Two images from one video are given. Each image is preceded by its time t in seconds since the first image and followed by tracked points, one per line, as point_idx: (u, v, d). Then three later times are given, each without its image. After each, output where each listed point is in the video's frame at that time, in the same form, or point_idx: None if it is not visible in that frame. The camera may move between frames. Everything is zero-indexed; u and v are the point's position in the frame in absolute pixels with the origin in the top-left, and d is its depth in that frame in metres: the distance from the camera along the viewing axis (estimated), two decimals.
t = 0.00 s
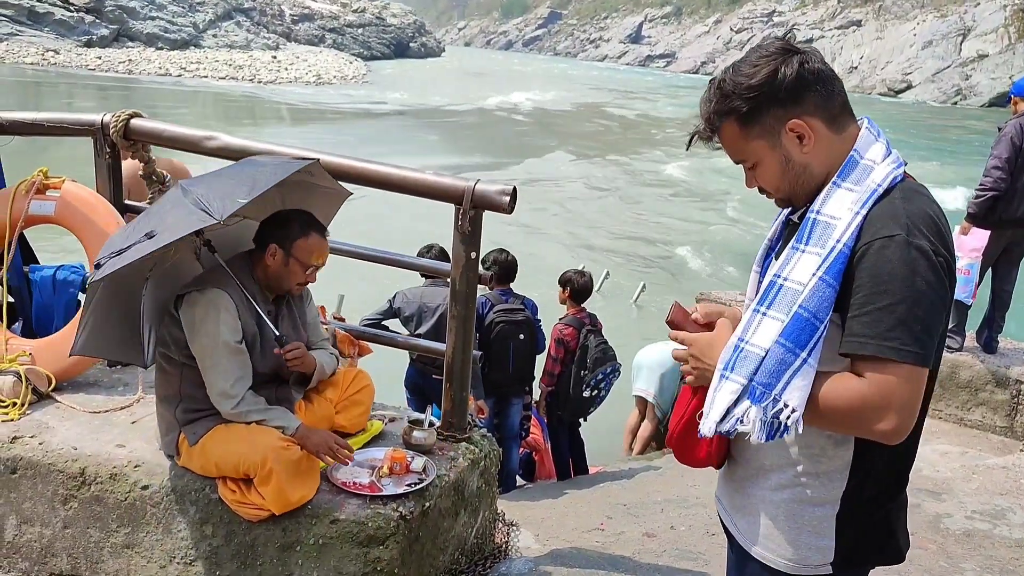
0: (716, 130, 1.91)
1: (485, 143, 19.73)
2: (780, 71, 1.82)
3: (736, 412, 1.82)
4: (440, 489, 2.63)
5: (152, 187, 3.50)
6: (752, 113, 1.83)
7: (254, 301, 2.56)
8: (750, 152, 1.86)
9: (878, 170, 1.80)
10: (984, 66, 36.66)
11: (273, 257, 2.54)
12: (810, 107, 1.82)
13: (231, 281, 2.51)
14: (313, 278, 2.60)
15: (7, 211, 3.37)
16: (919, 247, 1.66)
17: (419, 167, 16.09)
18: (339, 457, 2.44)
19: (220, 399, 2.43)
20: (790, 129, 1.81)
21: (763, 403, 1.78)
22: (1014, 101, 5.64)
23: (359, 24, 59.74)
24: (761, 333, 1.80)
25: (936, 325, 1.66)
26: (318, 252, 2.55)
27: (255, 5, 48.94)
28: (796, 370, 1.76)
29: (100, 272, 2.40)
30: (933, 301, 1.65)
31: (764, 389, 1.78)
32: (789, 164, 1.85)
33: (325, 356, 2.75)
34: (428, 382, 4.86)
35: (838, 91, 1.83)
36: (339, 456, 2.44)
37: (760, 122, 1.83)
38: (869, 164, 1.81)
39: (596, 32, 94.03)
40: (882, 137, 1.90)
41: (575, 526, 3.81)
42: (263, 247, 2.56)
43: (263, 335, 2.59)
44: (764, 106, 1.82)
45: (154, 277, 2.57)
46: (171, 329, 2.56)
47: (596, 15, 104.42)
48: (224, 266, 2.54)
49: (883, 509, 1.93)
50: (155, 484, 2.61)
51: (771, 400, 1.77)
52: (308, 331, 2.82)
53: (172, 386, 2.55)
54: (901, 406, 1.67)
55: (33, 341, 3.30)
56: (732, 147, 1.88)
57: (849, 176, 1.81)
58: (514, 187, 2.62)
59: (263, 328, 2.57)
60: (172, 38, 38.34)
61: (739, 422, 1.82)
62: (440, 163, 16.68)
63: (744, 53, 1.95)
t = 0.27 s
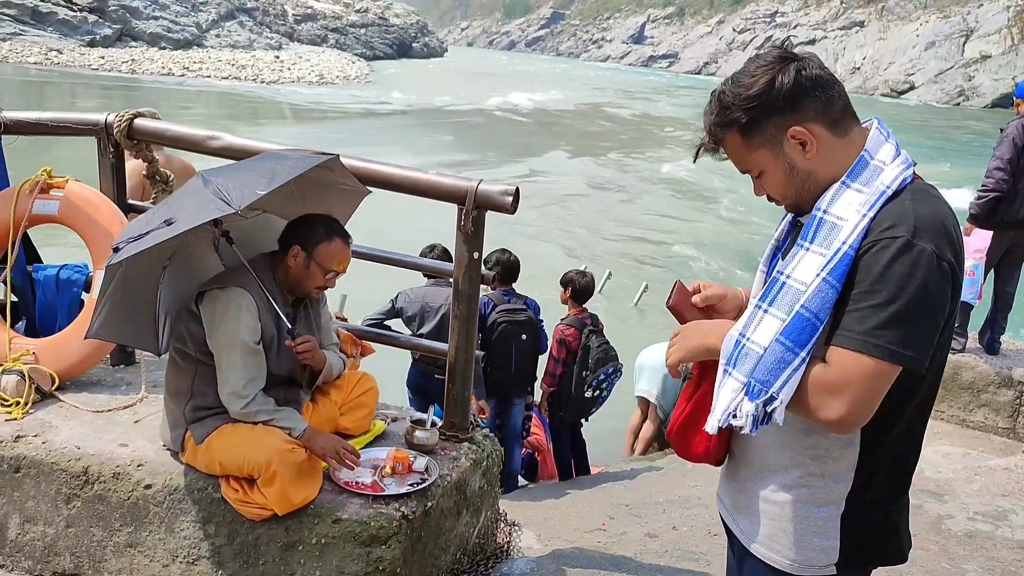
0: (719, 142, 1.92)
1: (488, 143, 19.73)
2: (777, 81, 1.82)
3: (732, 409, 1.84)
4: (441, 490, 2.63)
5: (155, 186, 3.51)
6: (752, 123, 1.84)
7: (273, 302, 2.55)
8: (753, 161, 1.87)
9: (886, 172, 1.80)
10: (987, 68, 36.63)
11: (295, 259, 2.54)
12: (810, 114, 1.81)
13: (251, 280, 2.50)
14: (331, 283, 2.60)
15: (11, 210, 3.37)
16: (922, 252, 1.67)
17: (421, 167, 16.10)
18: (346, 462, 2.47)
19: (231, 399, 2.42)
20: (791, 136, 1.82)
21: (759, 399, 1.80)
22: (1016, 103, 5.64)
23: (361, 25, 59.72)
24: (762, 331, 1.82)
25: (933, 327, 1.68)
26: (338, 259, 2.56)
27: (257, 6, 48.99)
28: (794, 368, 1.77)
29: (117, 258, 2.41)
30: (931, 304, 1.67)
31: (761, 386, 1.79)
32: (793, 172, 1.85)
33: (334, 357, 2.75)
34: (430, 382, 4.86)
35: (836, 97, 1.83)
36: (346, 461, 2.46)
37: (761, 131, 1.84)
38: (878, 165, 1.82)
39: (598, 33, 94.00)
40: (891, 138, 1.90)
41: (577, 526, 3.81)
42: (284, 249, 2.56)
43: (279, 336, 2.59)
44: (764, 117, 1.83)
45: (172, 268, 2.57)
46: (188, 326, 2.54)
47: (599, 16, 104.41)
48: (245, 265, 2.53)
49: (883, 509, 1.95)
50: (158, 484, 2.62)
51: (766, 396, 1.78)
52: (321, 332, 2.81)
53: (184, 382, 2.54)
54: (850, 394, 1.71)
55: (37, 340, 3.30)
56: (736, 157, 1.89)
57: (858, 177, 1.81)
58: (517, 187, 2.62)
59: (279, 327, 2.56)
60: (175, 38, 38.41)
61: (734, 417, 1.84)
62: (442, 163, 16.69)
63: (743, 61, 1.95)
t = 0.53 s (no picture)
0: (726, 145, 1.92)
1: (490, 143, 19.73)
2: (781, 83, 1.82)
3: (710, 386, 1.89)
4: (443, 489, 2.63)
5: (157, 186, 3.51)
6: (759, 126, 1.84)
7: (281, 302, 2.55)
8: (761, 165, 1.87)
9: (887, 167, 1.79)
10: (990, 67, 36.58)
11: (301, 258, 2.53)
12: (816, 114, 1.81)
13: (261, 280, 2.51)
14: (338, 282, 2.60)
15: (13, 210, 3.37)
16: (908, 242, 1.68)
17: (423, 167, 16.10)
18: (348, 463, 2.47)
19: (235, 398, 2.42)
20: (798, 137, 1.82)
21: (733, 377, 1.84)
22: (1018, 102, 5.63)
23: (363, 24, 59.71)
24: (747, 315, 1.86)
25: (911, 315, 1.68)
26: (345, 258, 2.55)
27: (259, 5, 49.02)
28: (772, 348, 1.79)
29: (132, 234, 2.42)
30: (912, 292, 1.67)
31: (737, 364, 1.83)
32: (800, 172, 1.85)
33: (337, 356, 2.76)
34: (433, 381, 4.86)
35: (841, 97, 1.82)
36: (348, 462, 2.46)
37: (766, 134, 1.84)
38: (880, 161, 1.81)
39: (600, 32, 93.97)
40: (899, 135, 1.90)
41: (579, 526, 3.81)
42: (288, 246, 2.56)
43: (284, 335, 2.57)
44: (770, 119, 1.83)
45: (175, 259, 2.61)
46: (195, 324, 2.55)
47: (600, 15, 104.38)
48: (253, 263, 2.54)
49: (889, 509, 1.93)
50: (160, 482, 2.62)
51: (742, 374, 1.82)
52: (326, 332, 2.81)
53: (190, 380, 2.54)
54: (804, 368, 1.74)
55: (38, 340, 3.30)
56: (743, 159, 1.88)
57: (857, 172, 1.80)
58: (519, 185, 2.62)
59: (284, 325, 2.56)
60: (176, 37, 38.44)
61: (712, 396, 1.89)
62: (444, 162, 16.68)
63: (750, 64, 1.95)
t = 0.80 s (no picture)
0: (740, 136, 1.92)
1: (492, 142, 19.73)
2: (796, 77, 1.82)
3: (723, 394, 1.89)
4: (447, 490, 2.63)
5: (160, 186, 3.52)
6: (772, 118, 1.84)
7: (283, 303, 2.55)
8: (772, 157, 1.87)
9: (896, 168, 1.79)
10: (993, 66, 36.55)
11: (294, 252, 2.54)
12: (830, 110, 1.81)
13: (262, 281, 2.51)
14: (337, 277, 2.61)
15: (16, 211, 3.37)
16: (917, 245, 1.67)
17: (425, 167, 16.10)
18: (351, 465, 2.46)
19: (239, 399, 2.42)
20: (810, 132, 1.82)
21: (747, 384, 1.84)
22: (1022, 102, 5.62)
23: (365, 24, 59.68)
24: (760, 321, 1.86)
25: (921, 319, 1.68)
26: (338, 242, 2.53)
27: (261, 5, 49.04)
28: (784, 356, 1.79)
29: (141, 231, 2.41)
30: (921, 297, 1.67)
31: (750, 372, 1.83)
32: (810, 166, 1.85)
33: (339, 356, 2.76)
34: (436, 381, 4.86)
35: (857, 94, 1.82)
36: (352, 464, 2.46)
37: (778, 126, 1.84)
38: (889, 162, 1.80)
39: (602, 31, 93.92)
40: (910, 136, 1.88)
41: (582, 526, 3.81)
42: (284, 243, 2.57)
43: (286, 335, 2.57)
44: (783, 111, 1.83)
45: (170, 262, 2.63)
46: (197, 327, 2.56)
47: (602, 14, 104.34)
48: (253, 264, 2.54)
49: (896, 509, 1.93)
50: (163, 483, 2.62)
51: (755, 382, 1.82)
52: (327, 332, 2.81)
53: (193, 381, 2.55)
54: (819, 380, 1.74)
55: (42, 340, 3.30)
56: (755, 151, 1.89)
57: (866, 173, 1.79)
58: (522, 186, 2.61)
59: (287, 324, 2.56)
60: (179, 37, 38.49)
61: (725, 404, 1.89)
62: (446, 162, 16.68)
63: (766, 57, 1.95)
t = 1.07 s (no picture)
0: (768, 96, 1.84)
1: (492, 141, 19.74)
2: (843, 50, 1.79)
3: (736, 402, 1.86)
4: (444, 489, 2.62)
5: (157, 186, 3.51)
6: (815, 84, 1.79)
7: (277, 301, 2.55)
8: (800, 122, 1.81)
9: (898, 168, 1.77)
10: (994, 64, 36.53)
11: (279, 247, 2.55)
12: (866, 92, 1.80)
13: (255, 279, 2.50)
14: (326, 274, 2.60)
15: (13, 211, 3.37)
16: (924, 250, 1.66)
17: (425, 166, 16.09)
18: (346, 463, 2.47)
19: (237, 398, 2.42)
20: (843, 109, 1.80)
21: (760, 396, 1.82)
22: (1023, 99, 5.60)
23: (366, 23, 59.66)
24: (769, 327, 1.84)
25: (930, 323, 1.68)
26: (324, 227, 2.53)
27: (262, 5, 49.06)
28: (796, 365, 1.77)
29: (135, 228, 2.43)
30: (929, 301, 1.66)
31: (763, 382, 1.81)
32: (835, 146, 1.83)
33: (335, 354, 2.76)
34: (436, 381, 4.85)
35: (884, 83, 1.83)
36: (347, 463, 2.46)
37: (817, 94, 1.79)
38: (892, 160, 1.79)
39: (603, 31, 93.94)
40: (910, 130, 1.87)
41: (581, 525, 3.80)
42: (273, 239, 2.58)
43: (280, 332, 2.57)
44: (826, 80, 1.78)
45: (161, 261, 2.65)
46: (192, 327, 2.56)
47: (603, 12, 104.30)
48: (246, 262, 2.54)
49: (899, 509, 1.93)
50: (161, 483, 2.62)
51: (769, 393, 1.80)
52: (323, 331, 2.81)
53: (189, 382, 2.55)
54: (829, 387, 1.75)
55: (40, 340, 3.29)
56: (784, 113, 1.82)
57: (869, 173, 1.79)
58: (519, 184, 2.61)
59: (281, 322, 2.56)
60: (180, 38, 38.53)
61: (738, 412, 1.86)
62: (447, 161, 16.67)
63: (798, 28, 1.90)
